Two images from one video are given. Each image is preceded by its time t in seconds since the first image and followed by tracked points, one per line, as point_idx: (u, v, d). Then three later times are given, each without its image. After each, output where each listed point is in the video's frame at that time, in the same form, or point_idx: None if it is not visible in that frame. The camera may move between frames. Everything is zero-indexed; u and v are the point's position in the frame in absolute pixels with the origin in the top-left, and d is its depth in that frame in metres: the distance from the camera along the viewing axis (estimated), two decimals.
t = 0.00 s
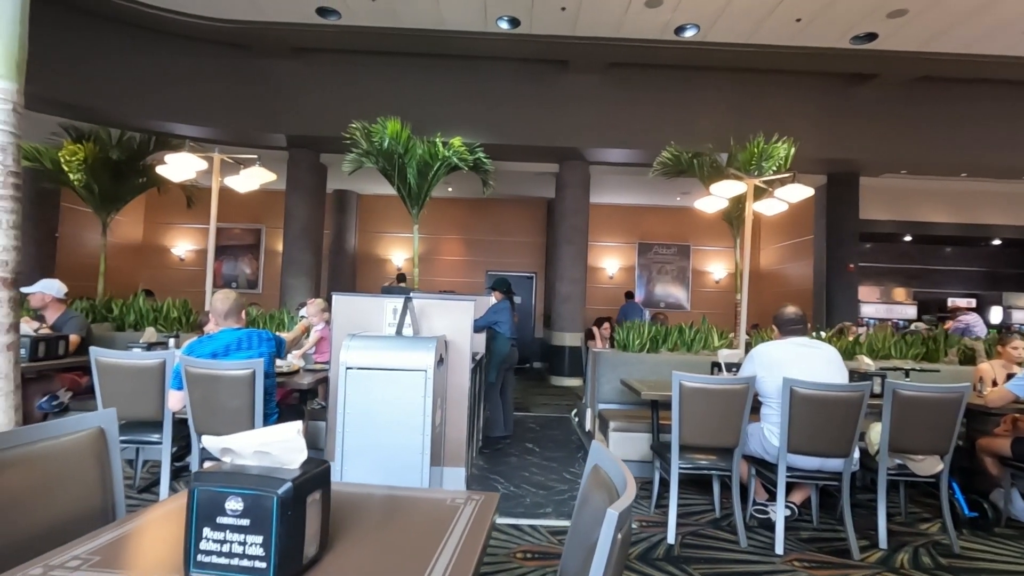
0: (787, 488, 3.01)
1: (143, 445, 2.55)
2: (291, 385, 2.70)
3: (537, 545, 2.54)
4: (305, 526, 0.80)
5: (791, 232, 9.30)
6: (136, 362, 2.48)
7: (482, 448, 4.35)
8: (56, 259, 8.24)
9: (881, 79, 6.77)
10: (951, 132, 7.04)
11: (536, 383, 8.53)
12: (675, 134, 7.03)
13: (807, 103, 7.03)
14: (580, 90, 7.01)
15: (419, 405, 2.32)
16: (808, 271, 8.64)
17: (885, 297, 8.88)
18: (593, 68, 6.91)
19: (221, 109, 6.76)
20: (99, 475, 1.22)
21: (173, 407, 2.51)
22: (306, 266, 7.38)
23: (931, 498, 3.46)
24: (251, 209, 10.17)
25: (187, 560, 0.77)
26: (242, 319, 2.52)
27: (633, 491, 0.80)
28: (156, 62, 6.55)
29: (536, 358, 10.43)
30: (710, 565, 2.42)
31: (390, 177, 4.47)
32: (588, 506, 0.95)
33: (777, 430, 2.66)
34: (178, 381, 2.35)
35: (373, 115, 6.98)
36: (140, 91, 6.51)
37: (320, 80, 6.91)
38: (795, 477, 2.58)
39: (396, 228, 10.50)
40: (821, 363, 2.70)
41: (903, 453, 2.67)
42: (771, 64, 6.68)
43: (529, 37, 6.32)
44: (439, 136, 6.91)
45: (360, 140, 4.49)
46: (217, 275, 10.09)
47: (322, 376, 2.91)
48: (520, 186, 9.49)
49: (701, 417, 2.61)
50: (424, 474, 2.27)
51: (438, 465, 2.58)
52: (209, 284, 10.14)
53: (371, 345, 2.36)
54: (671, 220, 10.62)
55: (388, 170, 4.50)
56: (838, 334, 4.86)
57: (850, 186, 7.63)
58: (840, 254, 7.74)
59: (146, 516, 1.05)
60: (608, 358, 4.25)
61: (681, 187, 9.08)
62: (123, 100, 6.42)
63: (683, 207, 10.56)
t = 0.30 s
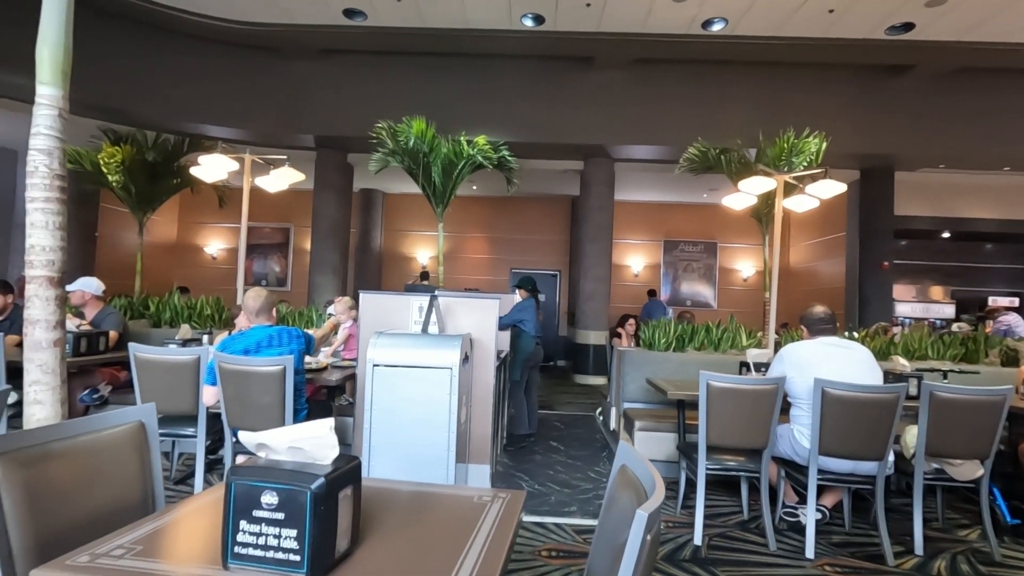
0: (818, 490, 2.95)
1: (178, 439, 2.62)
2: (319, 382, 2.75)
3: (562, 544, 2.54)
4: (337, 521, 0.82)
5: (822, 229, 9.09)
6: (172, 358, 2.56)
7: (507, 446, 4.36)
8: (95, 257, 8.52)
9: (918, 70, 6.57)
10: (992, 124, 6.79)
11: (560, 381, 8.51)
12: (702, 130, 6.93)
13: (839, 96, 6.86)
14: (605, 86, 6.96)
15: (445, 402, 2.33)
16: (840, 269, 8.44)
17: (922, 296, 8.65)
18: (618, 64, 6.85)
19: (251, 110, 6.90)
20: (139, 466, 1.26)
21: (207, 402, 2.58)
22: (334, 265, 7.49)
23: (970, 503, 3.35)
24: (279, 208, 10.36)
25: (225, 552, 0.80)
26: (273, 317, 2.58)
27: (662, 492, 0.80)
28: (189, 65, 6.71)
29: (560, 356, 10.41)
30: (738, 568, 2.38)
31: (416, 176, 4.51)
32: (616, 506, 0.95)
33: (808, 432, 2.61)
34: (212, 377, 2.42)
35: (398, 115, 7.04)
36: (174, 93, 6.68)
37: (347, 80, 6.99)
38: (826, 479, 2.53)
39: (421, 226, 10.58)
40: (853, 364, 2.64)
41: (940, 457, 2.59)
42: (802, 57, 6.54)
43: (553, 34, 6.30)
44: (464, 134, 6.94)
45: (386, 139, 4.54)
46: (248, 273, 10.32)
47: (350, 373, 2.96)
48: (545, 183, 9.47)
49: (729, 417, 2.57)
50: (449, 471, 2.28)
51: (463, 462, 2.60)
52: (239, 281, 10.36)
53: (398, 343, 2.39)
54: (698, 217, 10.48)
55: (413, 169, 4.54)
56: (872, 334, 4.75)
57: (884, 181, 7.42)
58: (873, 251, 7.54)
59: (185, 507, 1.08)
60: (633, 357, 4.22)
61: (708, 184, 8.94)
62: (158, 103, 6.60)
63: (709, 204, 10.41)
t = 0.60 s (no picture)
0: (839, 491, 2.91)
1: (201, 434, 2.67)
2: (338, 378, 2.78)
3: (579, 542, 2.53)
4: (359, 515, 0.83)
5: (844, 226, 8.94)
6: (195, 354, 2.60)
7: (523, 444, 4.37)
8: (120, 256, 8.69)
9: (943, 63, 6.43)
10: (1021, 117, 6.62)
11: (577, 379, 8.50)
12: (721, 126, 6.85)
13: (861, 90, 6.74)
14: (622, 83, 6.91)
15: (462, 399, 2.34)
16: (862, 266, 8.30)
17: (947, 294, 8.47)
18: (635, 61, 6.80)
19: (270, 110, 6.99)
20: (166, 459, 1.29)
21: (229, 398, 2.62)
22: (351, 263, 7.55)
23: (997, 506, 3.27)
24: (297, 207, 10.48)
25: (251, 544, 0.82)
26: (293, 314, 2.61)
27: (683, 489, 0.80)
28: (210, 66, 6.81)
29: (576, 355, 10.38)
30: (758, 568, 2.36)
31: (432, 174, 4.52)
32: (635, 505, 0.95)
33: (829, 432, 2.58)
34: (235, 374, 2.44)
35: (415, 113, 7.07)
36: (195, 94, 6.78)
37: (364, 80, 7.04)
38: (848, 480, 2.50)
39: (438, 224, 10.62)
40: (876, 362, 2.60)
41: (967, 459, 2.55)
42: (823, 51, 6.43)
43: (570, 31, 6.28)
44: (480, 133, 6.95)
45: (403, 138, 4.56)
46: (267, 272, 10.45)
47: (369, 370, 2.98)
48: (561, 181, 9.45)
49: (748, 416, 2.55)
50: (467, 468, 2.30)
51: (480, 459, 2.61)
52: (259, 280, 10.50)
53: (416, 340, 2.40)
54: (715, 214, 10.37)
55: (429, 168, 4.55)
56: (895, 333, 4.66)
57: (908, 177, 7.27)
58: (896, 249, 7.40)
59: (211, 500, 1.11)
60: (650, 356, 4.20)
61: (726, 181, 8.85)
62: (180, 104, 6.70)
63: (727, 201, 10.30)
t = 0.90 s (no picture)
0: (855, 492, 2.89)
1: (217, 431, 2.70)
2: (352, 376, 2.80)
3: (592, 541, 2.53)
4: (385, 510, 0.84)
5: (857, 225, 8.86)
6: (212, 353, 2.63)
7: (534, 443, 4.37)
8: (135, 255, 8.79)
9: (959, 60, 6.35)
10: None
11: (586, 378, 8.48)
12: (732, 125, 6.81)
13: (874, 88, 6.67)
14: (633, 82, 6.89)
15: (476, 398, 2.35)
16: (875, 266, 8.22)
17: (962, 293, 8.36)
18: (646, 60, 6.78)
19: (282, 111, 7.03)
20: (190, 454, 1.31)
21: (245, 396, 2.64)
22: (362, 262, 7.58)
23: (1016, 509, 3.23)
24: (308, 207, 10.54)
25: (279, 537, 0.83)
26: (308, 313, 2.63)
27: (708, 488, 0.79)
28: (223, 67, 6.87)
29: (585, 354, 10.36)
30: (772, 569, 2.35)
31: (443, 174, 4.54)
32: (658, 503, 0.95)
33: (845, 432, 2.56)
34: (250, 371, 2.53)
35: (425, 113, 7.09)
36: (208, 95, 6.84)
37: (375, 80, 7.06)
38: (864, 481, 2.47)
39: (448, 224, 10.64)
40: (893, 362, 2.58)
41: (985, 460, 2.51)
42: (836, 49, 6.37)
43: (580, 31, 6.27)
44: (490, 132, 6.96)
45: (413, 138, 4.58)
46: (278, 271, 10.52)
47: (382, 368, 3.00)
48: (571, 181, 9.44)
49: (762, 415, 2.53)
50: (480, 466, 2.30)
51: (493, 457, 2.61)
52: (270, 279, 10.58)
53: (430, 339, 2.41)
54: (726, 213, 10.31)
55: (440, 167, 4.57)
56: (910, 333, 4.61)
57: (923, 175, 7.19)
58: (911, 248, 7.30)
59: (235, 495, 1.12)
60: (662, 355, 4.19)
61: (738, 180, 8.79)
62: (194, 104, 6.76)
63: (738, 200, 10.23)
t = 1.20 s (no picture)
0: (871, 493, 2.85)
1: (231, 429, 2.72)
2: (364, 375, 2.80)
3: (605, 540, 2.52)
4: (405, 508, 0.84)
5: (870, 223, 8.76)
6: (226, 352, 2.64)
7: (545, 442, 4.36)
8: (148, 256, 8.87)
9: (974, 55, 6.26)
10: None
11: (596, 378, 8.45)
12: (744, 122, 6.75)
13: (888, 84, 6.59)
14: (643, 80, 6.85)
15: (488, 397, 2.35)
16: (889, 264, 8.12)
17: (978, 292, 8.24)
18: (656, 57, 6.74)
19: (293, 112, 7.07)
20: (207, 452, 1.31)
21: (259, 395, 2.66)
22: (372, 262, 7.60)
23: None
24: (319, 207, 10.60)
25: (299, 535, 0.83)
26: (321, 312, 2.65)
27: (730, 487, 0.78)
28: (234, 69, 6.92)
29: (595, 354, 10.32)
30: (788, 569, 2.32)
31: (452, 174, 4.54)
32: (678, 503, 0.94)
33: (862, 432, 2.53)
34: (264, 370, 2.57)
35: (434, 113, 7.10)
36: (220, 97, 6.88)
37: (385, 80, 7.09)
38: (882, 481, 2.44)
39: (457, 224, 10.65)
40: (910, 361, 2.54)
41: (1005, 461, 2.47)
42: (849, 45, 6.30)
43: (589, 29, 6.25)
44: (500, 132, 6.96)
45: (423, 138, 4.58)
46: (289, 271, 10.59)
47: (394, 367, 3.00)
48: (580, 180, 9.41)
49: (777, 415, 2.51)
50: (493, 465, 2.30)
51: (505, 456, 2.61)
52: (281, 279, 10.65)
53: (441, 338, 2.41)
54: (737, 212, 10.23)
55: (449, 167, 4.57)
56: (926, 332, 4.56)
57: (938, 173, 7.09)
58: (926, 246, 7.21)
59: (253, 492, 1.12)
60: (673, 355, 4.16)
61: (749, 178, 8.72)
62: (206, 106, 6.82)
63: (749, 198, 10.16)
